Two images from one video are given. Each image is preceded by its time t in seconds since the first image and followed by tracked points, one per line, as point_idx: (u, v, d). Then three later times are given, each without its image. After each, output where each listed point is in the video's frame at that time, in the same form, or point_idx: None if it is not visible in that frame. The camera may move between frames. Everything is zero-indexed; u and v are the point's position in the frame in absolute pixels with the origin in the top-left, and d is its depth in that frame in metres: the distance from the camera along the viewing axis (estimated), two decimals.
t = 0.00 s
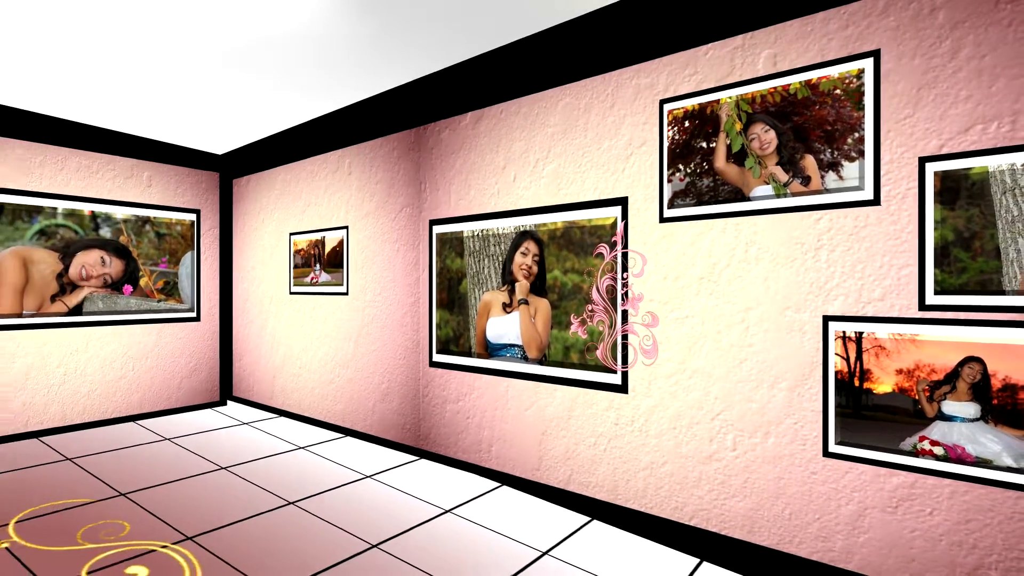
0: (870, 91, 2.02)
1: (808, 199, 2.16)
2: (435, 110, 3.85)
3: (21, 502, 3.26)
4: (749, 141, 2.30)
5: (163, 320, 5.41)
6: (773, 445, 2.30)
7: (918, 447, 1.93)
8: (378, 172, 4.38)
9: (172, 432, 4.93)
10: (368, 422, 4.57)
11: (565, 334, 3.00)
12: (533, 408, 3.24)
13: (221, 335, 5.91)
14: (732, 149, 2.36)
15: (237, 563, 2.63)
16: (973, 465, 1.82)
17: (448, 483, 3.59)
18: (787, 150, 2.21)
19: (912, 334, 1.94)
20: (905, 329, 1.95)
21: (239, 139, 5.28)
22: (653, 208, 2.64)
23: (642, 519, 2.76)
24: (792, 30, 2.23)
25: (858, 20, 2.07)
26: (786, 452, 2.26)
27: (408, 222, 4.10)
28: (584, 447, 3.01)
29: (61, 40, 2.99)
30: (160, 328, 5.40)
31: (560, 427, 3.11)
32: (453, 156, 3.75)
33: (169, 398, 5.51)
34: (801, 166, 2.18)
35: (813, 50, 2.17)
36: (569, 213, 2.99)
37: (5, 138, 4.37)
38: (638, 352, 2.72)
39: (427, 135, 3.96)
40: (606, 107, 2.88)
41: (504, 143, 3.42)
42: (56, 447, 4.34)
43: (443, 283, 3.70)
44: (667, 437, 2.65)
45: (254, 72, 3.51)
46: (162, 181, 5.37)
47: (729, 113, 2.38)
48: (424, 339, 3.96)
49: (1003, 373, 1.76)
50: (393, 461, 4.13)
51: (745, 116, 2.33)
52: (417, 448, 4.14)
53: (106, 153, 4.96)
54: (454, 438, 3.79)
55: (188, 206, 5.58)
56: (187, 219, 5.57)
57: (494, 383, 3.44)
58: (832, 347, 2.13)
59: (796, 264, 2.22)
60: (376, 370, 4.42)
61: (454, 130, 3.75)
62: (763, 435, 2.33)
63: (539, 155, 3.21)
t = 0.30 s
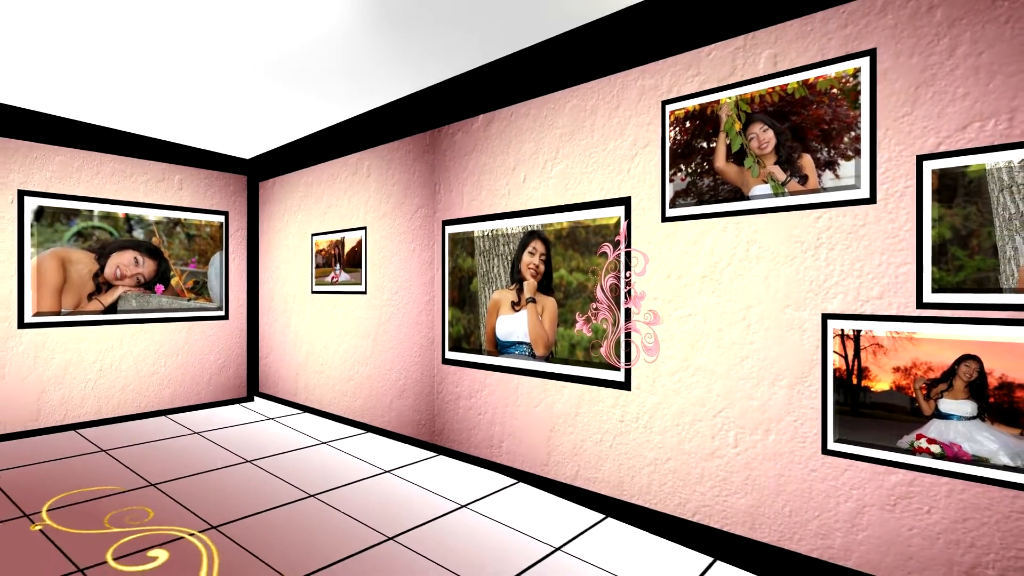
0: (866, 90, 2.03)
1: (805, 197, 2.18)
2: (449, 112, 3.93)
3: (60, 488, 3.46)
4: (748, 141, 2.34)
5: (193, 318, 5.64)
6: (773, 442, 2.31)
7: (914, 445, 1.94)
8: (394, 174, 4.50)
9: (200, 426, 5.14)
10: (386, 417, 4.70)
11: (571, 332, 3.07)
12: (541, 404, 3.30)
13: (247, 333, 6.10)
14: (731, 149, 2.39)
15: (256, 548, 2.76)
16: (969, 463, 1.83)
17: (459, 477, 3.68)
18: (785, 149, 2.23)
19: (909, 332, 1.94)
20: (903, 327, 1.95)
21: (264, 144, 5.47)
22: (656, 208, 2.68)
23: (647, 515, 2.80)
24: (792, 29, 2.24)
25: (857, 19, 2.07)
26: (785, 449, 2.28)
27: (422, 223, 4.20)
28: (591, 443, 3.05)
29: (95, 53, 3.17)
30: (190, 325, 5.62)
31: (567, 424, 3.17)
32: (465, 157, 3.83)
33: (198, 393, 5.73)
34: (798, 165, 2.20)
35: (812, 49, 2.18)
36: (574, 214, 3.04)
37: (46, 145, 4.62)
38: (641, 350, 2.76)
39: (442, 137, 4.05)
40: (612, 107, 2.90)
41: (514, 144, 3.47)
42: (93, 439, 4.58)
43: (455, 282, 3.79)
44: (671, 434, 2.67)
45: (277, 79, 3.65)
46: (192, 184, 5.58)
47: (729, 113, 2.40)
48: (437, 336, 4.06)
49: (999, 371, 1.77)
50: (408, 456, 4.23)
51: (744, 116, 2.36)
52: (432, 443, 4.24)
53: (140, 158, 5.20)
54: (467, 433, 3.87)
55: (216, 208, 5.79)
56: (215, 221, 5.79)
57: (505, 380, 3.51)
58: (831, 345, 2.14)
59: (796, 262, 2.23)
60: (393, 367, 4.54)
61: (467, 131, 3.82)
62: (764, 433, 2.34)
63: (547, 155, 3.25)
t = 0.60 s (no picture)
0: (863, 88, 2.03)
1: (803, 196, 2.19)
2: (463, 115, 4.01)
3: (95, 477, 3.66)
4: (748, 140, 2.36)
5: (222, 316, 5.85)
6: (774, 440, 2.32)
7: (913, 444, 1.94)
8: (411, 176, 4.61)
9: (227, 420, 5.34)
10: (403, 413, 4.81)
11: (577, 330, 3.12)
12: (549, 401, 3.36)
13: (272, 331, 6.30)
14: (731, 148, 2.41)
15: (274, 536, 2.89)
16: (967, 461, 1.82)
17: (472, 472, 3.75)
18: (784, 148, 2.25)
19: (908, 330, 1.94)
20: (901, 324, 1.95)
21: (288, 148, 5.65)
22: (659, 207, 2.71)
23: (652, 511, 2.83)
24: (794, 28, 2.24)
25: (858, 17, 2.07)
26: (786, 447, 2.29)
27: (437, 223, 4.30)
28: (598, 440, 3.09)
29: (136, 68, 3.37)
30: (219, 324, 5.84)
31: (575, 421, 3.22)
32: (478, 159, 3.90)
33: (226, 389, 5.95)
34: (797, 164, 2.21)
35: (813, 48, 2.18)
36: (580, 214, 3.09)
37: (84, 152, 4.87)
38: (645, 347, 2.80)
39: (456, 140, 4.13)
40: (618, 108, 2.94)
41: (523, 145, 3.53)
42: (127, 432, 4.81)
43: (467, 282, 3.88)
44: (675, 431, 2.70)
45: (298, 86, 3.78)
46: (220, 187, 5.80)
47: (730, 113, 2.42)
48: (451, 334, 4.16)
49: (997, 370, 1.77)
50: (424, 451, 4.34)
51: (744, 115, 2.38)
52: (446, 439, 4.33)
53: (171, 162, 5.43)
54: (480, 430, 3.94)
55: (243, 210, 6.00)
56: (242, 222, 6.00)
57: (516, 377, 3.58)
58: (831, 343, 2.14)
59: (797, 261, 2.24)
60: (410, 364, 4.65)
61: (480, 134, 3.90)
62: (766, 430, 2.35)
63: (555, 157, 3.30)
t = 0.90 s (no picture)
0: (861, 86, 2.04)
1: (803, 194, 2.20)
2: (477, 117, 4.08)
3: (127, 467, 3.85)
4: (749, 140, 2.37)
5: (248, 315, 6.05)
6: (776, 438, 2.33)
7: (912, 442, 1.93)
8: (427, 177, 4.71)
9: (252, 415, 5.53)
10: (420, 410, 4.91)
11: (584, 329, 3.17)
12: (558, 398, 3.41)
13: (296, 330, 6.49)
14: (733, 147, 2.43)
15: (290, 526, 3.02)
16: (966, 460, 1.82)
17: (484, 468, 3.82)
18: (784, 147, 2.26)
19: (908, 328, 1.94)
20: (900, 323, 1.95)
21: (312, 150, 5.81)
22: (664, 207, 2.73)
23: (658, 507, 2.85)
24: (795, 27, 2.24)
25: (858, 15, 2.07)
26: (788, 445, 2.29)
27: (452, 223, 4.38)
28: (605, 437, 3.13)
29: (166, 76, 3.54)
30: (246, 322, 6.04)
31: (583, 418, 3.26)
32: (492, 160, 3.97)
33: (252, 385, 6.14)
34: (796, 162, 2.23)
35: (814, 46, 2.18)
36: (586, 213, 3.14)
37: (119, 157, 5.10)
38: (650, 345, 2.82)
39: (470, 142, 4.21)
40: (624, 109, 2.96)
41: (534, 146, 3.58)
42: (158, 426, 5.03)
43: (480, 281, 3.95)
44: (679, 428, 2.72)
45: (318, 91, 3.90)
46: (247, 190, 6.00)
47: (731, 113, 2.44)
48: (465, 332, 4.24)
49: (995, 368, 1.76)
50: (439, 447, 4.43)
51: (745, 115, 2.39)
52: (461, 435, 4.41)
53: (200, 165, 5.64)
54: (493, 426, 4.01)
55: (269, 212, 6.19)
56: (268, 223, 6.19)
57: (526, 374, 3.63)
58: (831, 341, 2.15)
59: (798, 259, 2.24)
60: (426, 361, 4.75)
61: (493, 135, 3.96)
62: (767, 428, 2.36)
63: (564, 157, 3.34)
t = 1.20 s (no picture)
0: (860, 84, 2.04)
1: (802, 192, 2.21)
2: (490, 118, 4.15)
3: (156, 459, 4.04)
4: (751, 139, 2.38)
5: (274, 313, 6.24)
6: (778, 436, 2.33)
7: (911, 441, 1.92)
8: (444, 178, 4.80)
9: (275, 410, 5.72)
10: (436, 407, 5.00)
11: (591, 327, 3.21)
12: (567, 396, 3.45)
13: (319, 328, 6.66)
14: (735, 147, 2.44)
15: (307, 517, 3.15)
16: (965, 460, 1.81)
17: (497, 464, 3.89)
18: (784, 145, 2.27)
19: (908, 327, 1.93)
20: (900, 321, 1.94)
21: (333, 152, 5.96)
22: (669, 206, 2.75)
23: (664, 505, 2.87)
24: (798, 25, 2.24)
25: (859, 13, 2.06)
26: (790, 443, 2.29)
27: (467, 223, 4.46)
28: (614, 435, 3.15)
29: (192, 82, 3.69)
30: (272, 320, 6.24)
31: (591, 415, 3.29)
32: (504, 161, 4.02)
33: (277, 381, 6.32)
34: (797, 160, 2.23)
35: (816, 44, 2.18)
36: (593, 213, 3.18)
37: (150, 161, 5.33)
38: (655, 343, 2.85)
39: (484, 143, 4.28)
40: (631, 109, 2.98)
41: (544, 146, 3.63)
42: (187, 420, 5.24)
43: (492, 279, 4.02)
44: (685, 426, 2.73)
45: (335, 93, 4.02)
46: (272, 192, 6.19)
47: (733, 112, 2.46)
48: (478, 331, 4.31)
49: (994, 367, 1.74)
50: (454, 443, 4.51)
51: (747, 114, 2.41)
52: (475, 432, 4.48)
53: (228, 168, 5.84)
54: (506, 424, 4.06)
55: (294, 213, 6.37)
56: (293, 224, 6.37)
57: (537, 372, 3.68)
58: (832, 339, 2.14)
59: (800, 257, 2.24)
60: (442, 359, 4.84)
61: (505, 136, 4.02)
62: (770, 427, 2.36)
63: (573, 157, 3.38)
